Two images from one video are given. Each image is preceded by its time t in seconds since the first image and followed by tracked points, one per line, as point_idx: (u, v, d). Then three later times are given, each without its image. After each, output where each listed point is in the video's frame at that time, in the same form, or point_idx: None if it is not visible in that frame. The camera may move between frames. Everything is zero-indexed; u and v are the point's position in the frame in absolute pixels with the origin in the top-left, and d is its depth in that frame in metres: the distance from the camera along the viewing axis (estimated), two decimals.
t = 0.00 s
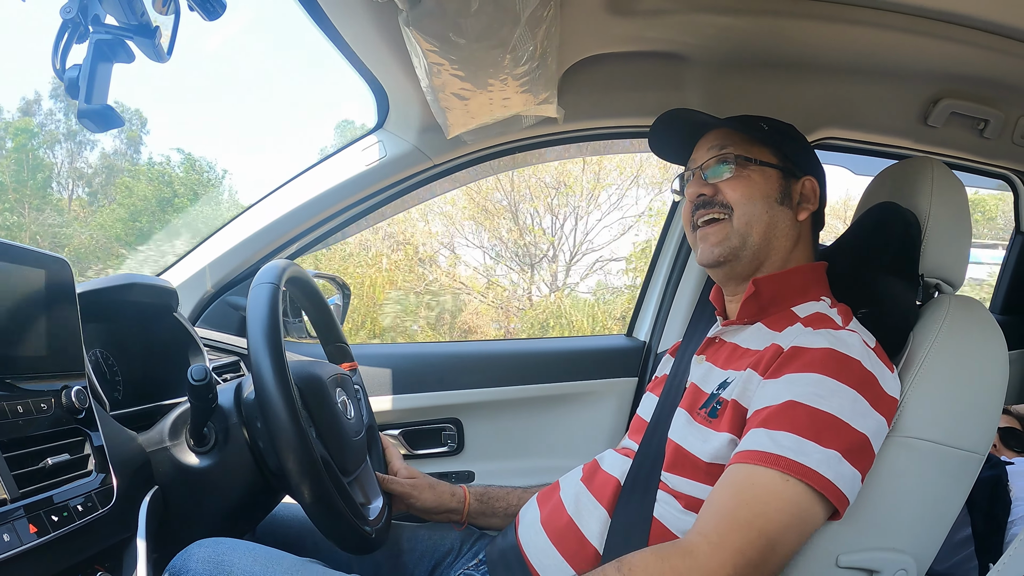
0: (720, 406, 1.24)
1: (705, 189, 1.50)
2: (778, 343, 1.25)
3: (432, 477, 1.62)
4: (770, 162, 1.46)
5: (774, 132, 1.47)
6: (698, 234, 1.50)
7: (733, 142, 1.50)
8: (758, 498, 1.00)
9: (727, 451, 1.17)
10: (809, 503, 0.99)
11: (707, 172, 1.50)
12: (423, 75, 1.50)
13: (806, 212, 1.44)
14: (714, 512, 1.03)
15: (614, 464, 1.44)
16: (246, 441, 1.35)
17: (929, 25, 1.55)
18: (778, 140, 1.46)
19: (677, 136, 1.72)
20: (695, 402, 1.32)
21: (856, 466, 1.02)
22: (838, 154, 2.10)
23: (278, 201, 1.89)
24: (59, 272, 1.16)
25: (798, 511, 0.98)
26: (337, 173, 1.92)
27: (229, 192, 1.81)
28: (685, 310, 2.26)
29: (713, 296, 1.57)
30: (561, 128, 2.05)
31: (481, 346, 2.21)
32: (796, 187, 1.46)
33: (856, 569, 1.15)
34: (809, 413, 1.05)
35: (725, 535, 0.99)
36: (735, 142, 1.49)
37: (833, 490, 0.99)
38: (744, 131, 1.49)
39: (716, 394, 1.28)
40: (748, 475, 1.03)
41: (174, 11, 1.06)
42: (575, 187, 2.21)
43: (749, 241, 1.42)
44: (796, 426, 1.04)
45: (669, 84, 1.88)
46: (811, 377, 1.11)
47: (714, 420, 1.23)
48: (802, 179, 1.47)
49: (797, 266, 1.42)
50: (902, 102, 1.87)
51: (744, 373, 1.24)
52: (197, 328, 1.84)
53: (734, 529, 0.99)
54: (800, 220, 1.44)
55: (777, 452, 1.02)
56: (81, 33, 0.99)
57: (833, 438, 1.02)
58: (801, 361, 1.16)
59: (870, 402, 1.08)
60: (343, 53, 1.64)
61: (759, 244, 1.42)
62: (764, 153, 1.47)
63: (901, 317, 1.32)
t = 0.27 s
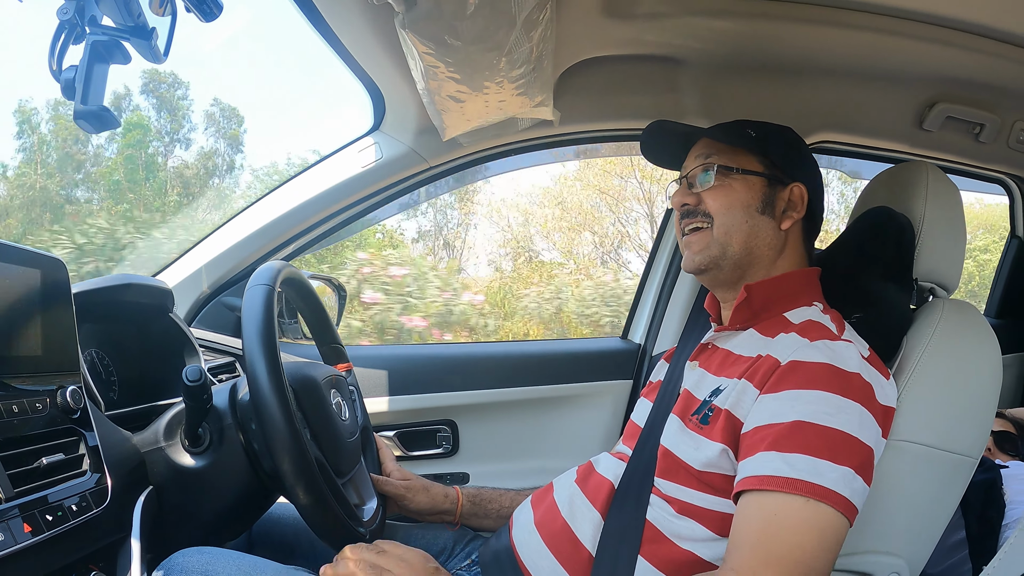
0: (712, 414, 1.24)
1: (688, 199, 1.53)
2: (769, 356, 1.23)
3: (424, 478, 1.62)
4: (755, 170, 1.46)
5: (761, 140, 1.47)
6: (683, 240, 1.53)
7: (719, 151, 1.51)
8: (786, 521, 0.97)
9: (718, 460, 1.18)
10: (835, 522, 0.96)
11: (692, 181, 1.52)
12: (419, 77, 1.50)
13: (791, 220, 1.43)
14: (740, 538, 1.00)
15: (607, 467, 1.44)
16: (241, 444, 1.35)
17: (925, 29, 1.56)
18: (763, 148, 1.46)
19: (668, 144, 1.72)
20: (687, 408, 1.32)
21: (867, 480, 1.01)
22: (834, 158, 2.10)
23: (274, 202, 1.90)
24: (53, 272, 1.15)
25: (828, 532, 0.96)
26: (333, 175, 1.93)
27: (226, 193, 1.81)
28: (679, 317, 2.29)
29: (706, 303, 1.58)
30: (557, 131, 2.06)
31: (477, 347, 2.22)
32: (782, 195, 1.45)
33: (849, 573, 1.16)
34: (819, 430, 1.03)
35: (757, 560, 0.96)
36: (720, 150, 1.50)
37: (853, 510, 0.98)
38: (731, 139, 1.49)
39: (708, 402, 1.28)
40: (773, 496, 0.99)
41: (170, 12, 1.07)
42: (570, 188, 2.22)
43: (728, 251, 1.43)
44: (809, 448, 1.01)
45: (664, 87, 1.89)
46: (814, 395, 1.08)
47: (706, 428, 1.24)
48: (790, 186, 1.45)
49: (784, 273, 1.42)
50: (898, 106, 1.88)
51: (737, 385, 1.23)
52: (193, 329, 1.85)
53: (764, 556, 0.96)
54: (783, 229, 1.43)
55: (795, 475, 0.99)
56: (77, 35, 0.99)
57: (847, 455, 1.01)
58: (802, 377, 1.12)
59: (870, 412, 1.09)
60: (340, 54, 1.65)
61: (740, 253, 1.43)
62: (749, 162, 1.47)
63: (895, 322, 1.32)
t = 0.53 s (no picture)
0: (709, 414, 1.25)
1: (685, 203, 1.53)
2: (768, 356, 1.23)
3: (422, 482, 1.61)
4: (751, 174, 1.46)
5: (758, 145, 1.47)
6: (681, 244, 1.53)
7: (716, 155, 1.50)
8: (800, 530, 0.96)
9: (716, 461, 1.18)
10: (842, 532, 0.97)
11: (688, 185, 1.53)
12: (417, 81, 1.50)
13: (787, 223, 1.43)
14: (751, 544, 0.98)
15: (604, 467, 1.45)
16: (239, 447, 1.34)
17: (922, 33, 1.56)
18: (760, 152, 1.47)
19: (664, 149, 1.73)
20: (684, 408, 1.32)
21: (863, 482, 1.01)
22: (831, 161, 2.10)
23: (272, 206, 1.90)
24: (52, 277, 1.15)
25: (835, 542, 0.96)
26: (330, 178, 1.93)
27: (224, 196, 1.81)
28: (676, 324, 2.29)
29: (706, 305, 1.59)
30: (554, 134, 2.06)
31: (474, 350, 2.22)
32: (778, 199, 1.45)
33: None
34: (815, 432, 1.03)
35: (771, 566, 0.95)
36: (717, 155, 1.50)
37: (850, 512, 0.98)
38: (728, 144, 1.49)
39: (706, 402, 1.28)
40: (786, 506, 0.97)
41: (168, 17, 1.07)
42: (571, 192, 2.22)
43: (725, 256, 1.44)
44: (807, 449, 1.01)
45: (661, 91, 1.89)
46: (811, 397, 1.08)
47: (703, 429, 1.24)
48: (786, 190, 1.46)
49: (781, 276, 1.42)
50: (895, 110, 1.88)
51: (735, 387, 1.23)
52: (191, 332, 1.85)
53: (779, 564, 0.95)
54: (779, 232, 1.43)
55: (791, 477, 0.99)
56: (76, 39, 0.98)
57: (843, 457, 1.01)
58: (798, 379, 1.12)
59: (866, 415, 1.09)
60: (338, 59, 1.65)
61: (736, 257, 1.43)
62: (745, 166, 1.47)
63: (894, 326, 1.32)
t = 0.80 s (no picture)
0: (705, 414, 1.25)
1: (678, 209, 1.54)
2: (764, 358, 1.23)
3: (418, 482, 1.62)
4: (742, 175, 1.47)
5: (743, 147, 1.49)
6: (679, 253, 1.53)
7: (705, 160, 1.52)
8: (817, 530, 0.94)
9: (710, 462, 1.19)
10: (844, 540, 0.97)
11: (680, 192, 1.54)
12: (413, 84, 1.51)
13: (781, 220, 1.43)
14: (769, 536, 0.94)
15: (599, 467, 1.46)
16: (235, 449, 1.35)
17: (919, 35, 1.56)
18: (746, 153, 1.48)
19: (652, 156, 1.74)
20: (680, 409, 1.33)
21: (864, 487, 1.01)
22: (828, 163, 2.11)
23: (270, 207, 1.91)
24: (50, 277, 1.16)
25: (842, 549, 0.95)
26: (327, 180, 1.94)
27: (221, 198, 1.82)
28: (670, 326, 2.29)
29: (702, 308, 1.58)
30: (551, 136, 2.07)
31: (471, 352, 2.23)
32: (770, 198, 1.45)
33: None
34: (818, 435, 1.02)
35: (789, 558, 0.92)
36: (706, 160, 1.51)
37: (852, 516, 0.97)
38: (717, 149, 1.51)
39: (702, 402, 1.28)
40: (804, 505, 0.95)
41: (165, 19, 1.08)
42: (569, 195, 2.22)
43: (722, 257, 1.44)
44: (813, 454, 1.00)
45: (658, 93, 1.90)
46: (812, 400, 1.08)
47: (698, 428, 1.24)
48: (776, 189, 1.46)
49: (779, 275, 1.42)
50: (892, 112, 1.88)
51: (732, 387, 1.23)
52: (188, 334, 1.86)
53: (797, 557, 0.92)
54: (774, 229, 1.43)
55: (799, 481, 0.97)
56: (73, 42, 0.99)
57: (845, 462, 1.01)
58: (799, 382, 1.12)
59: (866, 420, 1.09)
60: (335, 61, 1.66)
61: (733, 257, 1.43)
62: (734, 168, 1.48)
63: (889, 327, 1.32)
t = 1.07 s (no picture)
0: (690, 420, 1.24)
1: (657, 216, 1.54)
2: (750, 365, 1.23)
3: (410, 487, 1.63)
4: (720, 180, 1.48)
5: (724, 153, 1.50)
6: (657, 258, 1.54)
7: (681, 166, 1.53)
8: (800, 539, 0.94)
9: (696, 469, 1.19)
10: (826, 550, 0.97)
11: (660, 200, 1.54)
12: (406, 90, 1.51)
13: (759, 224, 1.44)
14: (756, 547, 0.94)
15: (587, 473, 1.49)
16: (228, 455, 1.35)
17: (912, 40, 1.56)
18: (724, 159, 1.49)
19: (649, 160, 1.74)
20: (667, 415, 1.32)
21: (847, 494, 1.02)
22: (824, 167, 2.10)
23: (264, 211, 1.91)
24: (41, 284, 1.16)
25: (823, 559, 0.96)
26: (321, 184, 1.93)
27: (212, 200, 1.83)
28: (664, 330, 2.29)
29: (688, 313, 1.57)
30: (545, 140, 2.07)
31: (465, 356, 2.24)
32: (748, 202, 1.46)
33: None
34: (801, 443, 1.02)
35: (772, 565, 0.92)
36: (683, 165, 1.52)
37: (835, 525, 0.97)
38: (695, 154, 1.52)
39: (688, 408, 1.27)
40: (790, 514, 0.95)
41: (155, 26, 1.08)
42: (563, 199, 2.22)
43: (698, 261, 1.44)
44: (794, 460, 1.00)
45: (651, 98, 1.89)
46: (795, 407, 1.08)
47: (685, 435, 1.24)
48: (755, 193, 1.46)
49: (759, 280, 1.42)
50: (887, 116, 1.88)
51: (719, 394, 1.23)
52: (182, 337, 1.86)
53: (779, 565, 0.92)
54: (752, 233, 1.44)
55: (781, 489, 0.97)
56: (62, 51, 0.99)
57: (828, 470, 1.00)
58: (783, 388, 1.12)
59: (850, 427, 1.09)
60: (329, 67, 1.66)
61: (711, 261, 1.43)
62: (712, 173, 1.48)
63: (880, 333, 1.32)
